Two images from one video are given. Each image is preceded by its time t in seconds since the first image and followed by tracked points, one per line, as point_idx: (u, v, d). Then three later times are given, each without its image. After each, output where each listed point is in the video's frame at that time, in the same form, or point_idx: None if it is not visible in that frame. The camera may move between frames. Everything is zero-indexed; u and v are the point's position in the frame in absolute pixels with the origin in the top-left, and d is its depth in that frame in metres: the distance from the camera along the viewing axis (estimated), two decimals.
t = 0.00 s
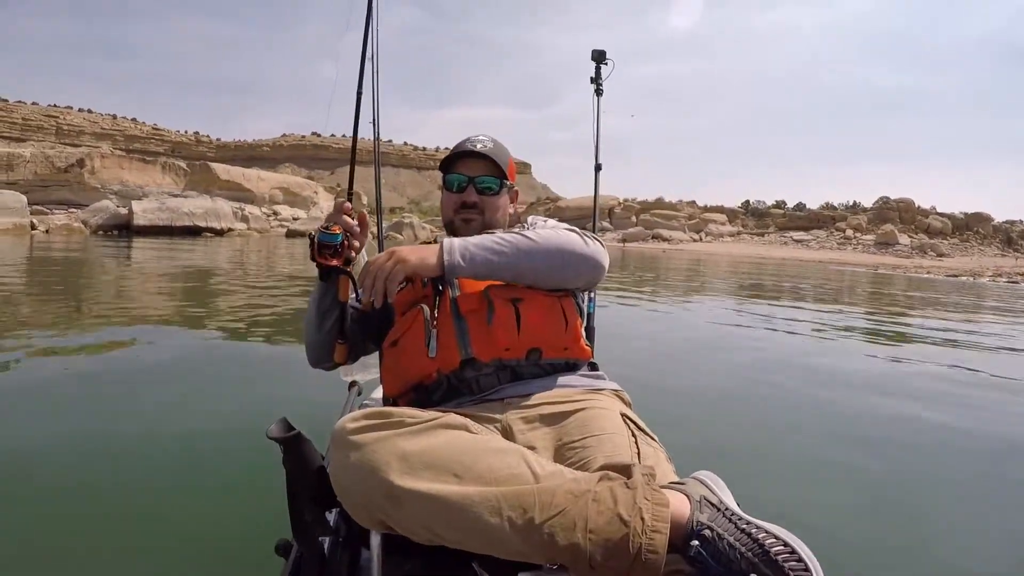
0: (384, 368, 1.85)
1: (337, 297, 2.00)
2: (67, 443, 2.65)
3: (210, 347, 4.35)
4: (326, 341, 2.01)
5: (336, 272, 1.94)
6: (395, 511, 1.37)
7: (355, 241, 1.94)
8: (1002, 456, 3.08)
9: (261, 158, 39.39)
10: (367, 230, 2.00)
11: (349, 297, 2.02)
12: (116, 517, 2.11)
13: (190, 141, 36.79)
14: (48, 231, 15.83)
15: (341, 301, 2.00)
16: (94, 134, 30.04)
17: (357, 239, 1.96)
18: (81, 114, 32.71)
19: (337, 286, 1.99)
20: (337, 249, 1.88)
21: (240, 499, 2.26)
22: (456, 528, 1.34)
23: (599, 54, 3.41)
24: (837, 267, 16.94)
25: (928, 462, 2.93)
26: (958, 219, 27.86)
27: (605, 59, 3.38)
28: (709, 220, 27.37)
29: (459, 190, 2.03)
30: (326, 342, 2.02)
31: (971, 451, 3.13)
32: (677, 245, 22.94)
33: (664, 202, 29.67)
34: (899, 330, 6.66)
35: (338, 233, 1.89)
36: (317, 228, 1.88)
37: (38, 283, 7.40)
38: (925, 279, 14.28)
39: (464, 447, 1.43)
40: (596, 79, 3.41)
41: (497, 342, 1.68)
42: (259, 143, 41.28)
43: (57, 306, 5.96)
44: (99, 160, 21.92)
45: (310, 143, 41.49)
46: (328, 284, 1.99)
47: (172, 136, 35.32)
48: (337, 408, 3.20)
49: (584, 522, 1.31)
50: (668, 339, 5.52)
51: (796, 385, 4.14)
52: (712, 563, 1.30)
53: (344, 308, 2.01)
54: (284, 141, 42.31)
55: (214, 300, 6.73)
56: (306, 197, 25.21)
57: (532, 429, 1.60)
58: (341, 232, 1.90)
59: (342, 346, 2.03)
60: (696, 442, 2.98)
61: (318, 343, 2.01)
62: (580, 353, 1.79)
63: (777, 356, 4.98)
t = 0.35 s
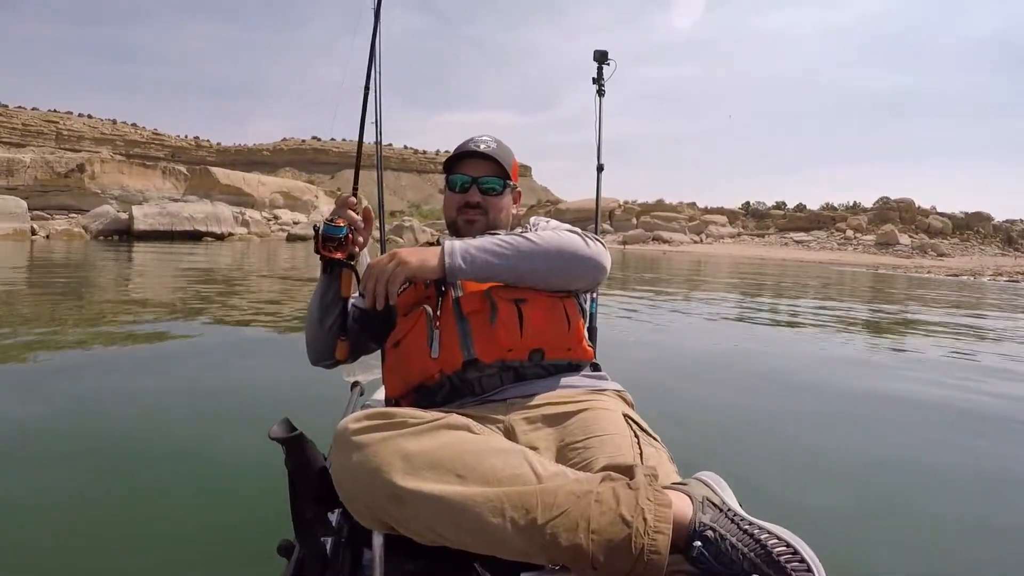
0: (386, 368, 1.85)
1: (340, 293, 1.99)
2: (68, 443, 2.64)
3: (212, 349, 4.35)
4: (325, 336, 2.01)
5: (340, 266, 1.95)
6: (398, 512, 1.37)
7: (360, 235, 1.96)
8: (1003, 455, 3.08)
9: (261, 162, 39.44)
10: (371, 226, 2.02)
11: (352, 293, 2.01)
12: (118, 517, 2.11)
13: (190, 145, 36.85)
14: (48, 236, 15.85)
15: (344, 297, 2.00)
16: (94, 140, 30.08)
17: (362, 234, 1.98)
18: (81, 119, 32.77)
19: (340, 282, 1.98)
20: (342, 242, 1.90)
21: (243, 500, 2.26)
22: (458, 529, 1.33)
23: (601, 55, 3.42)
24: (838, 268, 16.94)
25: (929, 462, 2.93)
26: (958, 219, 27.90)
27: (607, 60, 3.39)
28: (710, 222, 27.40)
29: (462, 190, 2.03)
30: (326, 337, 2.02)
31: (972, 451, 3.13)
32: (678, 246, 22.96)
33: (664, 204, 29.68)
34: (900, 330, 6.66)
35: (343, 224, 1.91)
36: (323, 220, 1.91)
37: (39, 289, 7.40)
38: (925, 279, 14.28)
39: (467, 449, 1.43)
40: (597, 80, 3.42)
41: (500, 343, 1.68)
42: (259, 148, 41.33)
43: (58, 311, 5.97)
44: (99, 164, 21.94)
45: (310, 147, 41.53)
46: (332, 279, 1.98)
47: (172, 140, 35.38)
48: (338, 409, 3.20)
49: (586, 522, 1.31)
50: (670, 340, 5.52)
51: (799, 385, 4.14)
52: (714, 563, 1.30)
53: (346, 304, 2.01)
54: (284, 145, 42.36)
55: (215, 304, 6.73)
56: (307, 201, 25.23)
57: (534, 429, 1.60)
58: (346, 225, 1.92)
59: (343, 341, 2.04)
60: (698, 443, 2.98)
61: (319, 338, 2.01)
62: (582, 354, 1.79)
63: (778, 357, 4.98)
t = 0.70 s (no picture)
0: (386, 372, 1.85)
1: (341, 293, 1.99)
2: (67, 448, 2.65)
3: (212, 352, 4.35)
4: (324, 336, 2.01)
5: (342, 264, 1.95)
6: (397, 517, 1.37)
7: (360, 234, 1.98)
8: (1003, 455, 3.08)
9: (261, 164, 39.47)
10: (371, 226, 2.03)
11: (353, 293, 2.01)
12: (121, 518, 2.13)
13: (190, 147, 36.88)
14: (48, 239, 15.86)
15: (344, 297, 2.00)
16: (94, 142, 30.10)
17: (363, 233, 1.99)
18: (81, 122, 32.80)
19: (342, 281, 1.98)
20: (344, 238, 1.91)
21: (245, 501, 2.28)
22: (457, 533, 1.33)
23: (600, 60, 3.42)
24: (838, 268, 16.94)
25: (930, 462, 2.93)
26: (958, 218, 27.90)
27: (606, 64, 3.39)
28: (710, 222, 27.40)
29: (463, 195, 2.03)
30: (324, 337, 2.02)
31: (973, 451, 3.12)
32: (678, 247, 22.97)
33: (664, 205, 29.66)
34: (901, 330, 6.65)
35: (346, 222, 1.91)
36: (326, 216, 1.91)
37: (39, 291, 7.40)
38: (926, 279, 14.28)
39: (465, 453, 1.43)
40: (597, 84, 3.42)
41: (499, 348, 1.68)
42: (259, 150, 41.35)
43: (59, 313, 5.97)
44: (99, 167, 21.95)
45: (310, 149, 41.55)
46: (333, 277, 1.98)
47: (171, 143, 35.41)
48: (338, 412, 3.20)
49: (586, 526, 1.30)
50: (670, 341, 5.51)
51: (799, 386, 4.13)
52: (713, 568, 1.30)
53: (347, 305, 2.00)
54: (284, 147, 42.39)
55: (215, 306, 6.73)
56: (307, 203, 25.24)
57: (534, 434, 1.60)
58: (348, 223, 1.92)
59: (343, 342, 2.03)
60: (699, 444, 2.97)
61: (318, 337, 2.01)
62: (582, 359, 1.79)
63: (779, 357, 4.98)
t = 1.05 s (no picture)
0: (384, 373, 1.85)
1: (340, 288, 1.99)
2: (65, 447, 2.66)
3: (213, 351, 4.36)
4: (322, 331, 2.01)
5: (341, 256, 1.95)
6: (395, 517, 1.37)
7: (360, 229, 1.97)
8: (1003, 454, 3.08)
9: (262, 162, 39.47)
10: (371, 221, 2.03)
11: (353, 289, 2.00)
12: (119, 518, 2.14)
13: (192, 145, 36.89)
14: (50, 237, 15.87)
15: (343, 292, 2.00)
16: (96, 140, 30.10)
17: (363, 228, 1.98)
18: (82, 120, 32.81)
19: (341, 276, 1.97)
20: (344, 230, 1.90)
21: (245, 500, 2.28)
22: (455, 532, 1.33)
23: (599, 60, 3.41)
24: (839, 265, 16.94)
25: (929, 461, 2.93)
26: (959, 216, 27.86)
27: (605, 64, 3.38)
28: (711, 220, 27.39)
29: (462, 194, 2.03)
30: (322, 332, 2.02)
31: (973, 450, 3.12)
32: (679, 244, 22.96)
33: (666, 202, 29.59)
34: (903, 329, 6.62)
35: (346, 214, 1.92)
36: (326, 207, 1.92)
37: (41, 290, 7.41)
38: (927, 276, 14.27)
39: (463, 453, 1.43)
40: (596, 84, 3.41)
41: (498, 348, 1.68)
42: (260, 148, 41.33)
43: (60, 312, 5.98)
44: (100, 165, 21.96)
45: (311, 147, 41.54)
46: (333, 271, 1.98)
47: (172, 140, 35.41)
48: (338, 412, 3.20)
49: (584, 526, 1.30)
50: (672, 339, 5.50)
51: (800, 384, 4.13)
52: (711, 568, 1.30)
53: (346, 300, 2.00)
54: (285, 145, 42.39)
55: (216, 304, 6.73)
56: (308, 201, 25.25)
57: (532, 434, 1.60)
58: (349, 216, 1.93)
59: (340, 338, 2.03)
60: (698, 443, 2.97)
61: (315, 332, 2.01)
62: (580, 359, 1.79)
63: (780, 355, 4.98)
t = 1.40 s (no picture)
0: (384, 373, 1.85)
1: (340, 285, 1.99)
2: (63, 448, 2.67)
3: (214, 351, 4.36)
4: (323, 327, 2.02)
5: (342, 251, 1.95)
6: (395, 517, 1.37)
7: (363, 226, 1.97)
8: (1004, 455, 3.07)
9: (264, 163, 39.52)
10: (375, 220, 2.03)
11: (353, 287, 1.99)
12: (120, 517, 2.14)
13: (193, 146, 36.95)
14: (52, 237, 15.91)
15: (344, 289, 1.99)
16: (98, 141, 30.16)
17: (365, 225, 1.99)
18: (84, 120, 32.89)
19: (342, 272, 1.98)
20: (345, 225, 1.90)
21: (244, 501, 2.28)
22: (455, 532, 1.33)
23: (599, 60, 3.41)
24: (840, 267, 16.94)
25: (930, 461, 2.92)
26: (961, 217, 27.87)
27: (605, 65, 3.39)
28: (712, 221, 27.39)
29: (462, 194, 2.03)
30: (323, 329, 2.03)
31: (974, 451, 3.11)
32: (680, 245, 22.96)
33: (667, 203, 29.57)
34: (904, 329, 6.62)
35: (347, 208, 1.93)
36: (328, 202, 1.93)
37: (42, 290, 7.43)
38: (928, 278, 14.26)
39: (463, 453, 1.43)
40: (596, 84, 3.42)
41: (498, 348, 1.68)
42: (262, 149, 41.35)
43: (62, 312, 6.00)
44: (102, 165, 22.04)
45: (313, 148, 41.59)
46: (334, 266, 1.98)
47: (174, 141, 35.46)
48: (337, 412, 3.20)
49: (584, 526, 1.30)
50: (673, 339, 5.49)
51: (800, 384, 4.13)
52: (711, 568, 1.30)
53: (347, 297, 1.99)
54: (287, 146, 42.43)
55: (218, 304, 6.74)
56: (310, 201, 25.27)
57: (533, 434, 1.60)
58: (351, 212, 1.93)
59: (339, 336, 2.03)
60: (698, 443, 2.97)
61: (315, 329, 2.02)
62: (580, 359, 1.79)
63: (780, 356, 4.98)
